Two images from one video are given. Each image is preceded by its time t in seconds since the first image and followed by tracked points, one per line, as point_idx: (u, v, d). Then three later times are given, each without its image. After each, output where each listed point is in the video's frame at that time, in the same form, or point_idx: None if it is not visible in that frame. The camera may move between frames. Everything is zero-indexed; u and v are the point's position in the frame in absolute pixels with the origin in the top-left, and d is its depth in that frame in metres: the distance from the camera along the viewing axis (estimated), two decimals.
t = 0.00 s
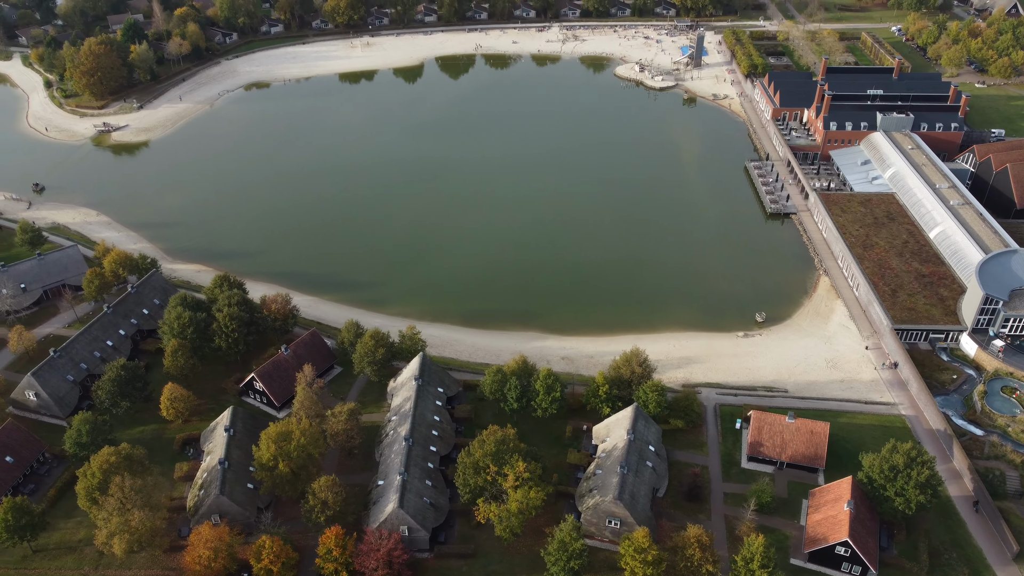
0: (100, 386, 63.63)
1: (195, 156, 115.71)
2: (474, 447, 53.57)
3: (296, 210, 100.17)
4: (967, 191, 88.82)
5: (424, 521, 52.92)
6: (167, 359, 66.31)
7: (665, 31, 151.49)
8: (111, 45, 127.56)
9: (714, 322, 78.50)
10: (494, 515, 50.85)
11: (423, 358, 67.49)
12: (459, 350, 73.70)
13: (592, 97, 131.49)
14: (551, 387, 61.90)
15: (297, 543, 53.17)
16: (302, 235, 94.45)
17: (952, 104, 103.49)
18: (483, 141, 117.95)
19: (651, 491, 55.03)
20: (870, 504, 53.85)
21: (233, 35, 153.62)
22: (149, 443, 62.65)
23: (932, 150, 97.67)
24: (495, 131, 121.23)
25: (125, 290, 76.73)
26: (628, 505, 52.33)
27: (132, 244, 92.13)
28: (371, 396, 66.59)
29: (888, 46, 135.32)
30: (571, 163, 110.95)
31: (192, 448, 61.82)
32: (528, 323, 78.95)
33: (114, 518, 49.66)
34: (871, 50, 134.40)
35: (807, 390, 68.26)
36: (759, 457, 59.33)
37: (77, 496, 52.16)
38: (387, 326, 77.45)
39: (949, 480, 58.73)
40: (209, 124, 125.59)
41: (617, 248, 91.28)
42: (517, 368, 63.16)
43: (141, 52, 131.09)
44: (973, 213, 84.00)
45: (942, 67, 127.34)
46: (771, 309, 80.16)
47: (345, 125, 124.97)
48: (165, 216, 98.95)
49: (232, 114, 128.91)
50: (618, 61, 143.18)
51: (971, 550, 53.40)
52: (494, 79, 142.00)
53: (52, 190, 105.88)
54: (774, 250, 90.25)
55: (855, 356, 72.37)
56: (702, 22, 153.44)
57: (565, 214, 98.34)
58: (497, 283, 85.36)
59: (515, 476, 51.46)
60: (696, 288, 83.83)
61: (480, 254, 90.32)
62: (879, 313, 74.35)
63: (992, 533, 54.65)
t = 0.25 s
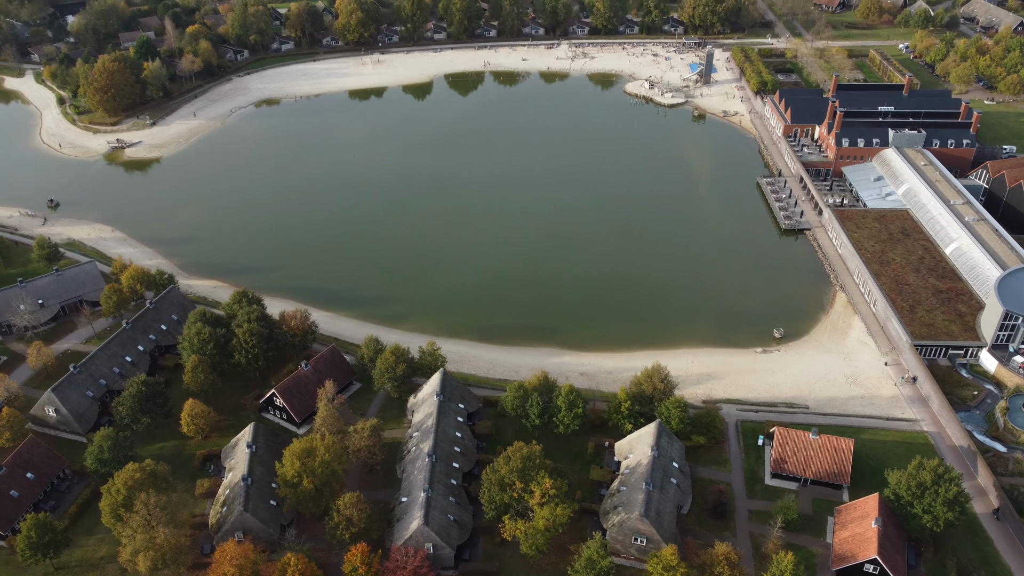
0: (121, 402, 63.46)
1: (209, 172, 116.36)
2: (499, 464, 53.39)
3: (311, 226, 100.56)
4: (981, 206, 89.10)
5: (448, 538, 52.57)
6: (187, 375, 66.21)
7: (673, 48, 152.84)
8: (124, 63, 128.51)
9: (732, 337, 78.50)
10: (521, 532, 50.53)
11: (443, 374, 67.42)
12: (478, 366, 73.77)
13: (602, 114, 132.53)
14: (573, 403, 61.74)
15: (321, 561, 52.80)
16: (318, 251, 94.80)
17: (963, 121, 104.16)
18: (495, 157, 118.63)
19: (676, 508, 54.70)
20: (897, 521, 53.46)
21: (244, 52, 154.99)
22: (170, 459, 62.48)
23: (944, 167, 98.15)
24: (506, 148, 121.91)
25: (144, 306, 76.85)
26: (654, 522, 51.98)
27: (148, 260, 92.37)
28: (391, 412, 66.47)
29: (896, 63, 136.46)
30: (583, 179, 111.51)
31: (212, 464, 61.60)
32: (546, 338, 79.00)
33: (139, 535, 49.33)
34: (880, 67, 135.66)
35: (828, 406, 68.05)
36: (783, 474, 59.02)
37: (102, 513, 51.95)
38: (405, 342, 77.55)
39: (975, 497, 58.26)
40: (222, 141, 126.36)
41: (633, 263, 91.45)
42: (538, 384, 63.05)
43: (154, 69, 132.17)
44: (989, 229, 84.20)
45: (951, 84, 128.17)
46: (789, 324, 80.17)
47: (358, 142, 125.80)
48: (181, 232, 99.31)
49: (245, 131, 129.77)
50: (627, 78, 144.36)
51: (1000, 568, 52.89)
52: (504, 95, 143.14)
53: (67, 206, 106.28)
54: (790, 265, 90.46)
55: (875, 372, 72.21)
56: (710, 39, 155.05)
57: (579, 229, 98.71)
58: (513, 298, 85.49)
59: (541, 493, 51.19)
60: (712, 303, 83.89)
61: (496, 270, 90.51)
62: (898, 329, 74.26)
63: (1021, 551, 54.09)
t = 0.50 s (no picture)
0: (141, 411, 63.35)
1: (223, 182, 116.84)
2: (524, 474, 53.34)
3: (325, 236, 100.82)
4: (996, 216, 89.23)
5: (473, 548, 52.36)
6: (207, 385, 66.15)
7: (682, 59, 153.64)
8: (137, 73, 129.03)
9: (750, 347, 78.53)
10: (547, 542, 50.36)
11: (463, 384, 67.37)
12: (496, 376, 73.78)
13: (612, 124, 133.11)
14: (594, 413, 61.62)
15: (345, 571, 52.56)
16: (333, 261, 95.04)
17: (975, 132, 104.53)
18: (507, 167, 119.07)
19: (701, 518, 54.50)
20: (923, 531, 53.22)
21: (254, 63, 155.73)
22: (190, 469, 62.39)
23: (957, 177, 98.39)
24: (518, 158, 122.41)
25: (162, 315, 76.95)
26: (680, 532, 51.77)
27: (163, 269, 92.50)
28: (411, 422, 66.38)
29: (905, 74, 137.22)
30: (595, 189, 111.86)
31: (233, 474, 61.47)
32: (563, 348, 78.99)
33: (165, 546, 49.24)
34: (889, 78, 136.36)
35: (848, 416, 67.89)
36: (806, 484, 58.84)
37: (127, 523, 51.96)
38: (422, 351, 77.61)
39: (1000, 507, 57.89)
40: (234, 151, 126.81)
41: (648, 273, 91.65)
42: (559, 394, 62.93)
43: (166, 79, 132.74)
44: (1005, 239, 84.28)
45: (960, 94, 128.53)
46: (806, 334, 80.23)
47: (370, 152, 126.33)
48: (195, 242, 99.53)
49: (256, 141, 130.31)
50: (637, 88, 145.05)
51: None
52: (514, 106, 143.84)
53: (80, 216, 106.51)
54: (805, 275, 90.65)
55: (894, 382, 72.05)
56: (718, 50, 156.01)
57: (593, 239, 98.98)
58: (529, 308, 85.48)
59: (567, 503, 51.07)
60: (729, 313, 83.98)
61: (510, 280, 90.65)
62: (916, 338, 74.14)
63: None
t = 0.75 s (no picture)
0: (163, 412, 63.34)
1: (235, 182, 116.88)
2: (550, 474, 53.46)
3: (339, 236, 100.80)
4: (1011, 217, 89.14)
5: (498, 548, 52.34)
6: (227, 385, 66.15)
7: (691, 59, 153.71)
8: (147, 73, 129.04)
9: (767, 347, 78.61)
10: (573, 542, 50.39)
11: (483, 384, 67.42)
12: (514, 376, 73.87)
13: (623, 124, 133.14)
14: (616, 413, 61.62)
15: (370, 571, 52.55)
16: (346, 261, 95.05)
17: (988, 132, 104.42)
18: (518, 168, 119.06)
19: (725, 518, 54.49)
20: (948, 532, 53.17)
21: (263, 63, 155.71)
22: (211, 469, 62.39)
23: (971, 177, 98.29)
24: (529, 158, 122.38)
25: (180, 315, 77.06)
26: (705, 532, 51.78)
27: (178, 270, 92.56)
28: (431, 422, 66.39)
29: (915, 74, 137.43)
30: (608, 190, 111.83)
31: (255, 474, 61.47)
32: (580, 348, 79.06)
33: (192, 545, 49.26)
34: (899, 78, 136.46)
35: (868, 416, 67.86)
36: (829, 485, 58.81)
37: (153, 522, 52.04)
38: (439, 351, 77.67)
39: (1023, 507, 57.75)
40: (245, 151, 126.89)
41: (663, 273, 91.70)
42: (580, 394, 62.95)
43: (177, 80, 132.76)
44: (1021, 239, 84.17)
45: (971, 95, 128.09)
46: (823, 334, 80.24)
47: (381, 152, 126.34)
48: (209, 242, 99.61)
49: (267, 141, 130.31)
50: (646, 88, 145.12)
51: None
52: (524, 106, 143.91)
53: (93, 216, 106.54)
54: (820, 275, 90.70)
55: (913, 382, 71.97)
56: (726, 50, 156.15)
57: (608, 239, 98.96)
58: (545, 308, 85.55)
59: (594, 503, 51.10)
60: (746, 313, 84.00)
61: (526, 280, 90.69)
62: (934, 338, 74.05)
63: None
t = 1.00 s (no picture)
0: (184, 412, 63.35)
1: (247, 182, 116.90)
2: (576, 475, 53.54)
3: (352, 236, 100.78)
4: None
5: (524, 549, 52.31)
6: (247, 385, 66.19)
7: (700, 59, 153.79)
8: (158, 73, 129.10)
9: (785, 347, 78.61)
10: (600, 542, 50.40)
11: (503, 384, 67.46)
12: (532, 376, 73.94)
13: (634, 124, 133.12)
14: (637, 413, 61.61)
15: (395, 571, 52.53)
16: (360, 261, 95.02)
17: (1001, 132, 104.28)
18: (529, 167, 119.06)
19: (749, 518, 54.46)
20: (973, 532, 53.13)
21: (273, 63, 155.77)
22: (233, 469, 62.43)
23: (985, 177, 98.17)
24: (541, 158, 122.26)
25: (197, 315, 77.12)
26: (731, 532, 51.78)
27: (193, 270, 92.63)
28: (451, 422, 66.39)
29: (925, 74, 137.46)
30: (620, 189, 111.80)
31: (276, 474, 61.46)
32: (597, 348, 79.07)
33: (218, 545, 49.26)
34: (909, 78, 136.54)
35: (888, 416, 67.84)
36: (851, 485, 58.82)
37: (179, 522, 52.09)
38: (457, 351, 77.69)
39: None
40: (256, 151, 126.94)
41: (678, 273, 91.67)
42: (601, 395, 62.95)
43: (188, 80, 132.82)
44: None
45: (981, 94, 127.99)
46: (840, 334, 80.26)
47: (391, 152, 126.33)
48: (223, 242, 99.67)
49: (278, 141, 130.29)
50: (656, 88, 145.19)
51: None
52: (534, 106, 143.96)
53: (107, 216, 106.58)
54: (835, 275, 90.72)
55: (932, 382, 71.90)
56: (735, 50, 156.27)
57: (622, 239, 98.91)
58: (561, 308, 85.58)
59: (620, 503, 51.14)
60: (762, 313, 83.99)
61: (541, 280, 90.67)
62: (952, 338, 73.92)
63: None
